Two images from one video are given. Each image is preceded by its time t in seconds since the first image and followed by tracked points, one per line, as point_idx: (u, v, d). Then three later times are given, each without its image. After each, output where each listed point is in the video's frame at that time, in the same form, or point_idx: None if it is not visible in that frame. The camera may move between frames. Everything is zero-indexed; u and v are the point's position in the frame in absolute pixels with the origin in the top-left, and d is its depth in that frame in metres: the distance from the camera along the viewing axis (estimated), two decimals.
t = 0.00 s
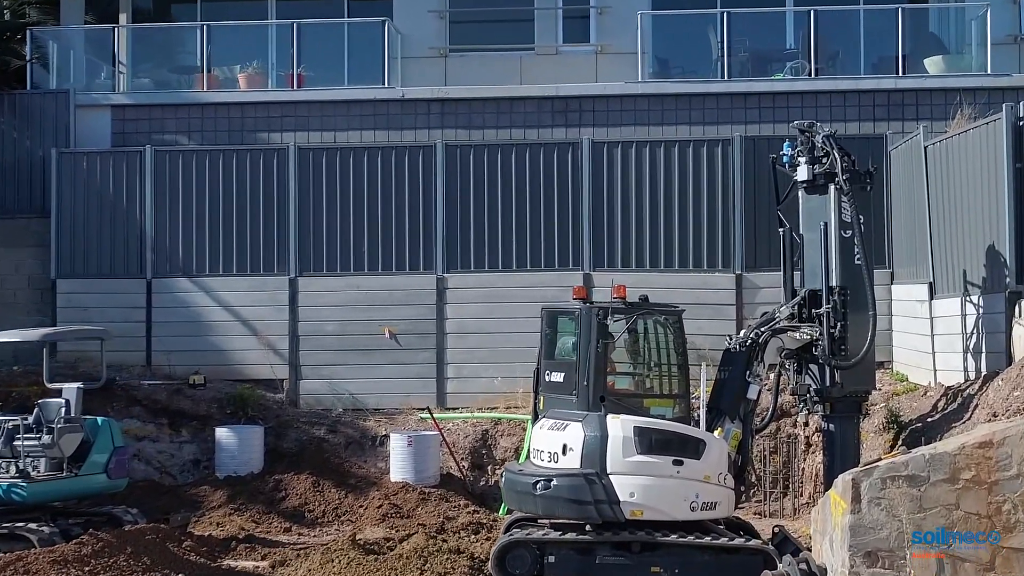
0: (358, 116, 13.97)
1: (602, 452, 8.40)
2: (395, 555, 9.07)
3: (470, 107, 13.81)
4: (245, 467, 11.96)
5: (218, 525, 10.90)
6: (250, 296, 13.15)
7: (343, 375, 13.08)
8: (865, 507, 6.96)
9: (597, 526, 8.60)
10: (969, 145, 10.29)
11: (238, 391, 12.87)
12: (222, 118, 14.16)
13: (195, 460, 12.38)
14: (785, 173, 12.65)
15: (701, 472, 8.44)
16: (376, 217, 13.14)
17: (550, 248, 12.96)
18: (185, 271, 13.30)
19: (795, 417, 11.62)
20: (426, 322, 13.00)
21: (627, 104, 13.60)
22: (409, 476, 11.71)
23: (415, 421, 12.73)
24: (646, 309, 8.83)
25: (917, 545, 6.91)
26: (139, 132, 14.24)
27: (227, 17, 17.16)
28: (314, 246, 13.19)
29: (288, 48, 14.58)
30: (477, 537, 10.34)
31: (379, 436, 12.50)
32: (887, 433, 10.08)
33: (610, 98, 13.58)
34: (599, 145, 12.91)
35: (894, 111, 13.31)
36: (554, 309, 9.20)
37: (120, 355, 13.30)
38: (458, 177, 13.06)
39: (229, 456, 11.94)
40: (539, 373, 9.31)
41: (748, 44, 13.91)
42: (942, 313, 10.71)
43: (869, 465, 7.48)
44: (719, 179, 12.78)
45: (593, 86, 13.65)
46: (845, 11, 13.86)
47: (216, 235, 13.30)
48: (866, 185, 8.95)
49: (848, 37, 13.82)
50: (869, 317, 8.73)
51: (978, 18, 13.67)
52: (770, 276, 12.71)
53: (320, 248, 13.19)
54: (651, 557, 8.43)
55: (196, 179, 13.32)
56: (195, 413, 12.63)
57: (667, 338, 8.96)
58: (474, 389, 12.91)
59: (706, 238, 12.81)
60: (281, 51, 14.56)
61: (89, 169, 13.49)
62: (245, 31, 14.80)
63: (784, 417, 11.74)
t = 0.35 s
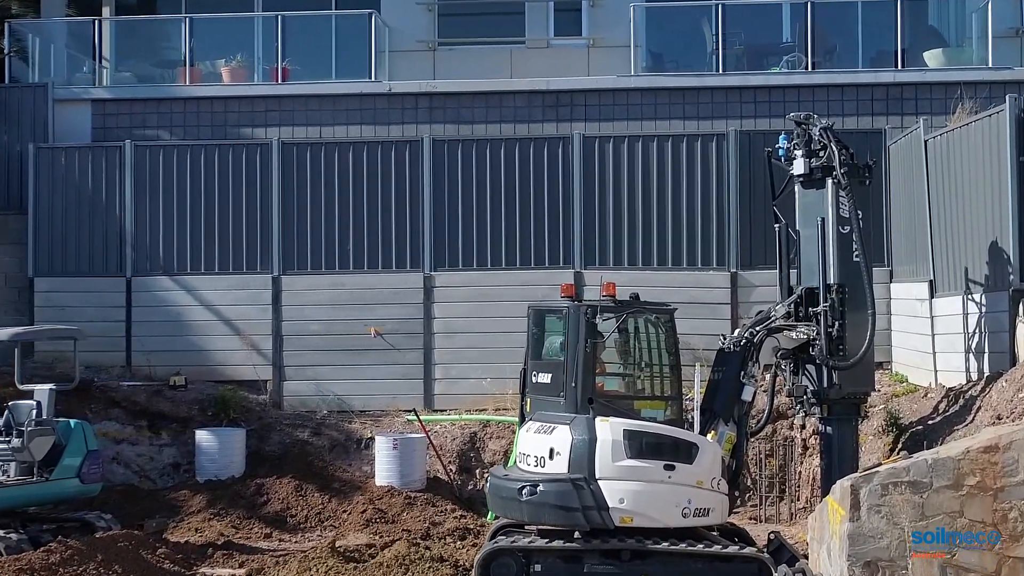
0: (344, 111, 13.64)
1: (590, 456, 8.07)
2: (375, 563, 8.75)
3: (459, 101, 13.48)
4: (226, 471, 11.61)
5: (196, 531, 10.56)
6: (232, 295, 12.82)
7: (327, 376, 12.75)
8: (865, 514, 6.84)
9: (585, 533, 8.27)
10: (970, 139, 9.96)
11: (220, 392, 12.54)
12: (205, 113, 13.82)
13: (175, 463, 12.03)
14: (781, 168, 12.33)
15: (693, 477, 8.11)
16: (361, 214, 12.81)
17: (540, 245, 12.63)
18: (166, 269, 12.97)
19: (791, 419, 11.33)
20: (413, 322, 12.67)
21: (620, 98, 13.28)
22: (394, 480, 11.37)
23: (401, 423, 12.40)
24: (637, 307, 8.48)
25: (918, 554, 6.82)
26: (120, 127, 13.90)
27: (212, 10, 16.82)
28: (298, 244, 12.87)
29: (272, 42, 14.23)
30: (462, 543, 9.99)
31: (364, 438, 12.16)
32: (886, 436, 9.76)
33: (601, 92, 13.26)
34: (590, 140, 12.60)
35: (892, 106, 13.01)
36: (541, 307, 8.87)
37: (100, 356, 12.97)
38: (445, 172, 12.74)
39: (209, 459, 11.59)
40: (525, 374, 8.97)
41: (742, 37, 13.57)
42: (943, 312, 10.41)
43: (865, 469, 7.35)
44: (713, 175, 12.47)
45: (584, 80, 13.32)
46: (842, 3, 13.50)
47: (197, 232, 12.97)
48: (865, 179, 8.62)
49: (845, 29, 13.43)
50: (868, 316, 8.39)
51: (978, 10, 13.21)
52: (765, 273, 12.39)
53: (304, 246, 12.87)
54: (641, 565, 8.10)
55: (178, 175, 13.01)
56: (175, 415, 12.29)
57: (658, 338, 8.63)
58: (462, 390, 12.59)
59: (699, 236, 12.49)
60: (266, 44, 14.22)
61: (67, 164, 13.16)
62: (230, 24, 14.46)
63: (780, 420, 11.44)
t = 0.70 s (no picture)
0: (329, 105, 13.28)
1: (577, 461, 7.70)
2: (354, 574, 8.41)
3: (446, 94, 13.12)
4: (205, 475, 11.25)
5: (172, 538, 10.20)
6: (212, 294, 12.46)
7: (311, 377, 12.39)
8: (865, 523, 6.54)
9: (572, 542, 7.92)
10: (973, 132, 9.63)
11: (199, 394, 12.18)
12: (187, 108, 13.45)
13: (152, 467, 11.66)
14: (777, 163, 11.99)
15: (685, 483, 7.76)
16: (346, 211, 12.46)
17: (529, 243, 12.28)
18: (144, 267, 12.61)
19: (787, 422, 11.04)
20: (398, 322, 12.32)
21: (612, 92, 12.92)
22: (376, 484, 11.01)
23: (386, 426, 12.05)
24: (627, 306, 8.11)
25: (920, 565, 6.52)
26: (99, 122, 13.54)
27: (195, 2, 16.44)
28: (281, 241, 12.52)
29: (255, 33, 13.86)
30: (446, 551, 9.69)
31: (348, 441, 11.80)
32: (886, 439, 9.44)
33: (592, 85, 12.90)
34: (581, 134, 12.26)
35: (891, 100, 12.65)
36: (527, 306, 8.52)
37: (76, 357, 12.61)
38: (432, 168, 12.40)
39: (188, 463, 11.23)
40: (511, 375, 8.62)
41: (738, 30, 13.19)
42: (944, 311, 10.07)
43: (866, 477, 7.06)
44: (707, 171, 12.13)
45: (574, 73, 12.97)
46: None
47: (177, 229, 12.61)
48: (864, 172, 8.25)
49: (843, 21, 13.07)
50: (866, 315, 8.02)
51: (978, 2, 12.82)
52: (761, 271, 12.04)
53: (287, 244, 12.52)
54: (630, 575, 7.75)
55: (157, 171, 12.65)
56: (153, 418, 11.93)
57: (649, 337, 8.28)
58: (449, 392, 12.24)
59: (693, 233, 12.15)
60: (248, 36, 13.84)
61: (44, 159, 12.80)
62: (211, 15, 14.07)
63: (776, 422, 11.14)
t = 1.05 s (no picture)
0: (315, 100, 12.98)
1: (566, 467, 7.40)
2: None
3: (435, 89, 12.82)
4: (186, 480, 10.93)
5: (151, 545, 9.89)
6: (195, 294, 12.16)
7: (296, 379, 12.08)
8: (866, 533, 6.38)
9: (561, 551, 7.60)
10: (975, 126, 9.34)
11: (181, 396, 11.86)
12: (170, 103, 13.14)
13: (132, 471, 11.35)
14: (773, 160, 11.71)
15: (678, 490, 7.45)
16: (332, 209, 12.16)
17: (520, 242, 11.98)
18: (125, 266, 12.32)
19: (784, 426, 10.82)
20: (385, 322, 12.02)
21: (605, 87, 12.61)
22: (362, 489, 10.69)
23: (373, 429, 11.73)
24: (617, 306, 7.82)
25: None
26: (81, 118, 13.23)
27: None
28: (265, 240, 12.22)
29: (240, 26, 13.52)
30: (432, 559, 9.41)
31: (333, 445, 11.49)
32: (886, 443, 9.14)
33: (584, 80, 12.61)
34: (573, 129, 11.96)
35: (891, 94, 12.35)
36: (515, 306, 8.22)
37: (56, 358, 12.30)
38: (420, 165, 12.10)
39: (168, 468, 10.90)
40: (497, 378, 8.31)
41: (734, 23, 12.87)
42: (946, 310, 9.77)
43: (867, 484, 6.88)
44: (702, 168, 11.84)
45: (566, 67, 12.67)
46: None
47: (159, 228, 12.32)
48: (863, 167, 7.94)
49: (839, 15, 12.69)
50: (866, 315, 7.70)
51: None
52: (757, 270, 11.74)
53: (271, 243, 12.22)
54: None
55: (139, 168, 12.36)
56: (133, 421, 11.61)
57: (640, 338, 7.98)
58: (437, 395, 11.93)
59: (687, 231, 11.86)
60: (233, 30, 13.51)
61: (22, 157, 12.51)
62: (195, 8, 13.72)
63: (773, 425, 10.94)
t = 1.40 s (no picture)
0: (301, 95, 12.63)
1: (554, 474, 7.07)
2: None
3: (422, 84, 12.49)
4: (165, 485, 10.57)
5: (127, 554, 9.55)
6: (176, 293, 11.83)
7: (280, 381, 11.75)
8: (869, 545, 6.09)
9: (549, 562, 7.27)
10: (979, 120, 9.03)
11: (161, 399, 11.53)
12: (152, 98, 12.79)
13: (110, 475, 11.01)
14: (770, 155, 11.40)
15: (671, 497, 7.14)
16: (317, 207, 11.84)
17: (510, 240, 11.67)
18: (105, 265, 11.99)
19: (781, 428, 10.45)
20: (372, 323, 11.69)
21: (598, 81, 12.29)
22: (346, 495, 10.36)
23: (358, 432, 11.41)
24: (608, 305, 7.47)
25: None
26: (60, 113, 12.88)
27: None
28: (248, 238, 11.91)
29: (224, 18, 13.17)
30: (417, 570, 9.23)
31: (318, 449, 11.17)
32: (887, 448, 8.84)
33: (577, 75, 12.28)
34: (565, 124, 11.66)
35: (891, 89, 12.00)
36: (501, 305, 7.89)
37: (33, 359, 11.97)
38: (408, 160, 11.79)
39: (147, 473, 10.54)
40: (483, 380, 7.98)
41: (731, 16, 12.56)
42: (948, 310, 9.46)
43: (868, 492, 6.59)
44: (697, 164, 11.53)
45: (558, 61, 12.34)
46: None
47: (140, 225, 11.99)
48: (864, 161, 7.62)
49: (838, 8, 12.43)
50: (867, 315, 7.39)
51: None
52: (754, 269, 11.44)
53: (255, 241, 11.90)
54: None
55: (119, 164, 12.04)
56: (112, 424, 11.27)
57: (631, 339, 7.66)
58: (425, 397, 11.61)
59: (682, 229, 11.55)
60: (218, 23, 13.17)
61: None
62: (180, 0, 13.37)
63: (769, 428, 10.55)
